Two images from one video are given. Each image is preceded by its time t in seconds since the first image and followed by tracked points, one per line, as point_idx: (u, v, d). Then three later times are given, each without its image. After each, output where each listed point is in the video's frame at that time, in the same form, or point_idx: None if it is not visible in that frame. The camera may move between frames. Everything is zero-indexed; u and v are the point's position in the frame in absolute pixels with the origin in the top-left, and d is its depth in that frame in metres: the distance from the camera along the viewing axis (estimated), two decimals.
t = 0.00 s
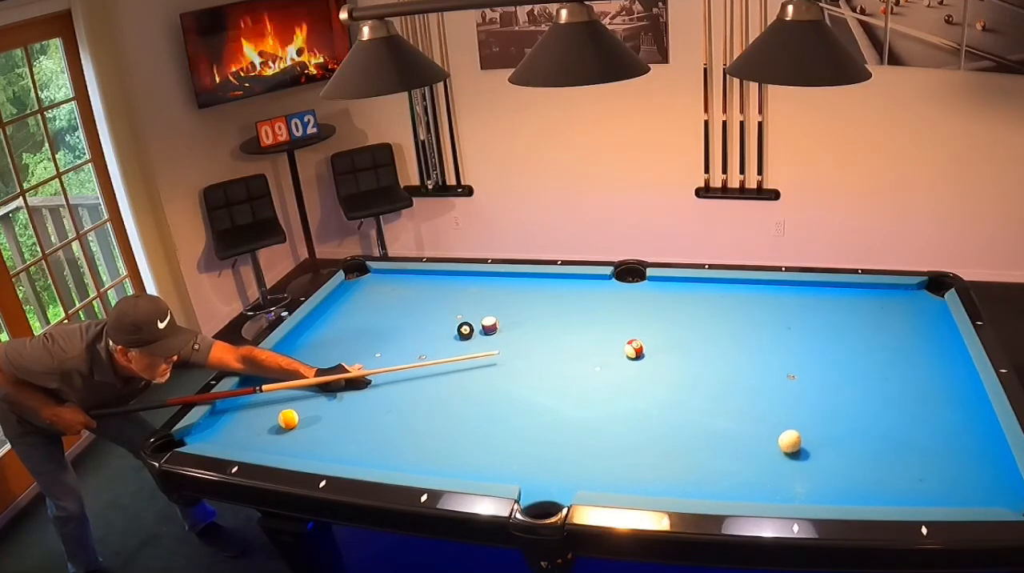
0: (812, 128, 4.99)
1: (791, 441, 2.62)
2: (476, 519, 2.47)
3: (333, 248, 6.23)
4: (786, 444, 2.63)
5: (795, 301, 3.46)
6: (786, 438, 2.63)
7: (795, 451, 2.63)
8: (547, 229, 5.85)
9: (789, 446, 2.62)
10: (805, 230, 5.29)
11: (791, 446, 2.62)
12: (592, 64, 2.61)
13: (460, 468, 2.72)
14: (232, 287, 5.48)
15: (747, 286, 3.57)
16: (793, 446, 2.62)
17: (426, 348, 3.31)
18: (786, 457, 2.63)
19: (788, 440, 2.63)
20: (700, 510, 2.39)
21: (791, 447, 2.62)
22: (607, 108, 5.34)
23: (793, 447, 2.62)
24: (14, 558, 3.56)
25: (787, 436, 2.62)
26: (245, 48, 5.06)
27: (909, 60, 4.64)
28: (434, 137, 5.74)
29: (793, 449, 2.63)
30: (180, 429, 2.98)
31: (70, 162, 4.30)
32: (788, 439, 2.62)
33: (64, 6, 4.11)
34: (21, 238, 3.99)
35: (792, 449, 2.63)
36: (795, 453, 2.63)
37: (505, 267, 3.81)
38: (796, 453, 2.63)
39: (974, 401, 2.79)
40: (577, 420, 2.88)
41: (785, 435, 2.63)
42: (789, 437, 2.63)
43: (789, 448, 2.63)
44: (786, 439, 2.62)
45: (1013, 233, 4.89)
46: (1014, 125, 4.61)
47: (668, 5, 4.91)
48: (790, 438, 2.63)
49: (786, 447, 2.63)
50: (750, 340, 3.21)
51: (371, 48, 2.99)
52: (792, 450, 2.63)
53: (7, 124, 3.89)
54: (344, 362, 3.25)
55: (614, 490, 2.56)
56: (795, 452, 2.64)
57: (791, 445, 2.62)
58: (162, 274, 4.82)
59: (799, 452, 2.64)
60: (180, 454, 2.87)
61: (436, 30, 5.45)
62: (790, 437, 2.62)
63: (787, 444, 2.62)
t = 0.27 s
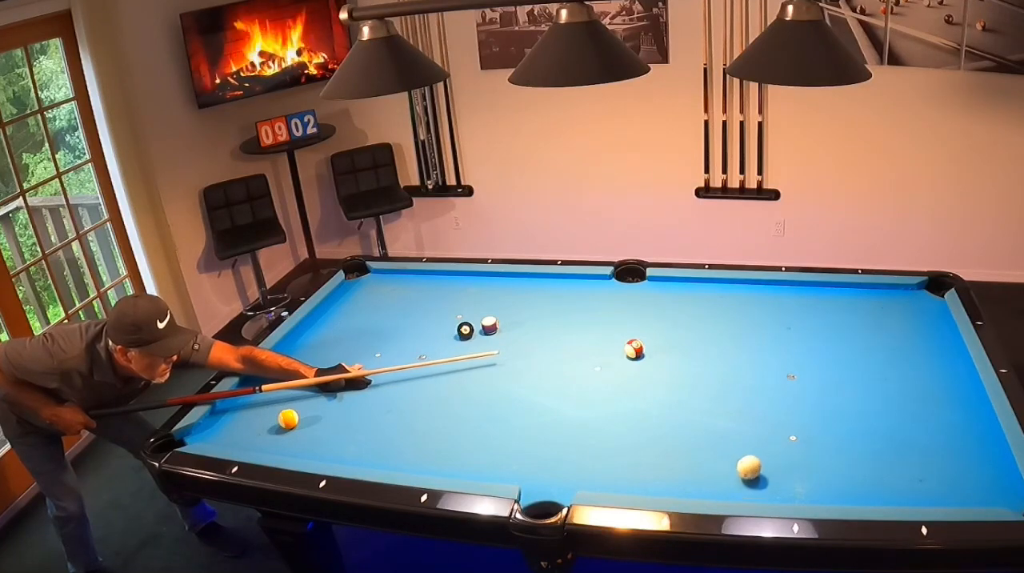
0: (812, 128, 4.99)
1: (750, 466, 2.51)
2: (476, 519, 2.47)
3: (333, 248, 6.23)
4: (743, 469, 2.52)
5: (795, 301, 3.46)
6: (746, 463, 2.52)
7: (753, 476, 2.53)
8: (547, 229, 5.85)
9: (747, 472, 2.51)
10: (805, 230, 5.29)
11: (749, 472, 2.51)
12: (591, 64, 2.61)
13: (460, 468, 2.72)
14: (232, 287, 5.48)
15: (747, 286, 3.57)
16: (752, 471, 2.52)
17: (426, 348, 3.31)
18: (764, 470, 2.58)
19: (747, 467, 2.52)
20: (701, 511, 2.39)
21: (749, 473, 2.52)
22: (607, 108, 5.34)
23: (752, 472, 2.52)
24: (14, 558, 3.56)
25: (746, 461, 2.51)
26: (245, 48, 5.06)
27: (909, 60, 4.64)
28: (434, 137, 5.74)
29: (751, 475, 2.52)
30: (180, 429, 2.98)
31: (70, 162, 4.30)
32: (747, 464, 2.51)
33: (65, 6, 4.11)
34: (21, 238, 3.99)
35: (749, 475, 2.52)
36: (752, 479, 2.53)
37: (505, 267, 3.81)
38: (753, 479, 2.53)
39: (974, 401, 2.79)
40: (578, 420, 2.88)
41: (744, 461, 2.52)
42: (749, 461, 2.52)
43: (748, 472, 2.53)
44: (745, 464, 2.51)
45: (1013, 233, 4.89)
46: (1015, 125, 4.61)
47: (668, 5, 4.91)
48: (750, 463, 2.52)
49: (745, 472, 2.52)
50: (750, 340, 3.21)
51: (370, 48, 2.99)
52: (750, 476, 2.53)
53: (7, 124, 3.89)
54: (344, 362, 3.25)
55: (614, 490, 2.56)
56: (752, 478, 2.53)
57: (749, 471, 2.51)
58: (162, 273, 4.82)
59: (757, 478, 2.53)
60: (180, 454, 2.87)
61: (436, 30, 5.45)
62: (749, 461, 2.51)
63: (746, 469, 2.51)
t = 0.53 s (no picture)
0: (811, 128, 4.99)
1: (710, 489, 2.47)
2: (477, 519, 2.48)
3: (333, 248, 6.23)
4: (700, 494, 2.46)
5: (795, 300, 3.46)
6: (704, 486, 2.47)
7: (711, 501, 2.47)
8: (547, 229, 5.86)
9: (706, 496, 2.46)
10: (805, 230, 5.28)
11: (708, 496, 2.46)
12: (591, 63, 2.61)
13: (460, 468, 2.72)
14: (232, 288, 5.47)
15: (748, 286, 3.57)
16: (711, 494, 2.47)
17: (427, 348, 3.31)
18: (764, 470, 2.58)
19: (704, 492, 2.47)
20: (701, 510, 2.39)
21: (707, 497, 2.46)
22: (607, 107, 5.34)
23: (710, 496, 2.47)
24: (15, 557, 3.56)
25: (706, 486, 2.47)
26: (245, 47, 5.06)
27: (909, 60, 4.64)
28: (434, 137, 5.74)
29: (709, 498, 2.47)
30: (180, 429, 2.98)
31: (70, 162, 4.30)
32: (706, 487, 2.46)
33: (64, 6, 4.11)
34: (21, 238, 3.99)
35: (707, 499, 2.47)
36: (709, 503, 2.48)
37: (504, 267, 3.81)
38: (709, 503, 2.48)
39: (975, 402, 2.79)
40: (578, 421, 2.88)
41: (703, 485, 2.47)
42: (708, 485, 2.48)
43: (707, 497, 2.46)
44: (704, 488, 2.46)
45: (1013, 233, 4.89)
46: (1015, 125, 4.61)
47: (667, 5, 4.91)
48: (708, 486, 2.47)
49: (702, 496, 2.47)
50: (750, 340, 3.20)
51: (370, 48, 2.99)
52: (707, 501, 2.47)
53: (7, 124, 3.89)
54: (344, 362, 3.24)
55: (614, 491, 2.56)
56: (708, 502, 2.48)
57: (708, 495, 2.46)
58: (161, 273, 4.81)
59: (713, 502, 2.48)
60: (180, 454, 2.87)
61: (436, 30, 5.45)
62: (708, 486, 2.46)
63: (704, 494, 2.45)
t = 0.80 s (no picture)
0: (829, 120, 4.82)
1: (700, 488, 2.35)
2: (479, 535, 2.30)
3: (325, 248, 6.05)
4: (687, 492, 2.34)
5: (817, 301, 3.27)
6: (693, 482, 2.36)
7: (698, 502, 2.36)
8: (551, 225, 5.67)
9: (694, 495, 2.34)
10: (827, 229, 5.10)
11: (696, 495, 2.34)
12: (600, 49, 2.47)
13: (460, 480, 2.55)
14: (218, 290, 5.23)
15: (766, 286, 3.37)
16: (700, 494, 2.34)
17: (426, 353, 3.12)
18: (786, 483, 2.41)
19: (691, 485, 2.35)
20: (716, 525, 2.21)
21: (695, 497, 2.34)
22: (615, 95, 5.15)
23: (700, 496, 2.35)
24: None
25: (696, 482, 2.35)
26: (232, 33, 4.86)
27: (937, 46, 4.46)
28: (433, 129, 5.56)
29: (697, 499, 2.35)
30: (162, 439, 2.80)
31: (46, 155, 4.12)
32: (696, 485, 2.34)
33: None
34: None
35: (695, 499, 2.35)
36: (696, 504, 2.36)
37: (507, 267, 3.60)
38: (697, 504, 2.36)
39: (1011, 411, 2.60)
40: (584, 430, 2.70)
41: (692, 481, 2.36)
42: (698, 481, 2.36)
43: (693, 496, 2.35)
44: (692, 485, 2.34)
45: None
46: None
47: None
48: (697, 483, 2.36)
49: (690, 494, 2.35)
50: (769, 342, 3.02)
51: (365, 33, 2.82)
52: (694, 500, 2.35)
53: None
54: (337, 368, 3.05)
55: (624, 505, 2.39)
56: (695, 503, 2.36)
57: (696, 495, 2.34)
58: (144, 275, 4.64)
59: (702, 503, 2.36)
60: (163, 466, 2.70)
61: (435, 18, 5.26)
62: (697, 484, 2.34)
63: (692, 492, 2.33)
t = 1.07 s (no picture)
0: (850, 109, 4.54)
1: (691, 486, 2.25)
2: (481, 552, 2.15)
3: (317, 246, 5.75)
4: (678, 488, 2.25)
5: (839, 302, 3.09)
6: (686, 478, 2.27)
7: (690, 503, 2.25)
8: (556, 222, 5.39)
9: (685, 492, 2.24)
10: (852, 225, 4.79)
11: (687, 493, 2.24)
12: (606, 36, 2.31)
13: (460, 494, 2.38)
14: (203, 291, 5.02)
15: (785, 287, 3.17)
16: (690, 493, 2.24)
17: (424, 358, 2.95)
18: (808, 497, 2.25)
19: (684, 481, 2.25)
20: (729, 541, 2.05)
21: (685, 495, 2.24)
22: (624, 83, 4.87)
23: (691, 495, 2.25)
24: None
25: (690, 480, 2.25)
26: (218, 18, 4.65)
27: (970, 34, 4.17)
28: (432, 118, 5.30)
29: (688, 498, 2.25)
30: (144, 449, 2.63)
31: (20, 147, 3.93)
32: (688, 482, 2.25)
33: None
34: None
35: (685, 498, 2.25)
36: (688, 503, 2.25)
37: (511, 267, 3.40)
38: (688, 504, 2.25)
39: None
40: (591, 440, 2.53)
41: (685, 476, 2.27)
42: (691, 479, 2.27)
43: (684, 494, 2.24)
44: (684, 481, 2.25)
45: None
46: None
47: None
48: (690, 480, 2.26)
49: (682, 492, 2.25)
50: (788, 346, 2.84)
51: (359, 18, 2.66)
52: (685, 499, 2.25)
53: None
54: (331, 374, 2.88)
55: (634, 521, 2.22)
56: (688, 503, 2.26)
57: (686, 491, 2.24)
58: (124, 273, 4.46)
59: (692, 503, 2.26)
60: (145, 478, 2.54)
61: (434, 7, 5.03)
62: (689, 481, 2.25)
63: (682, 488, 2.24)
